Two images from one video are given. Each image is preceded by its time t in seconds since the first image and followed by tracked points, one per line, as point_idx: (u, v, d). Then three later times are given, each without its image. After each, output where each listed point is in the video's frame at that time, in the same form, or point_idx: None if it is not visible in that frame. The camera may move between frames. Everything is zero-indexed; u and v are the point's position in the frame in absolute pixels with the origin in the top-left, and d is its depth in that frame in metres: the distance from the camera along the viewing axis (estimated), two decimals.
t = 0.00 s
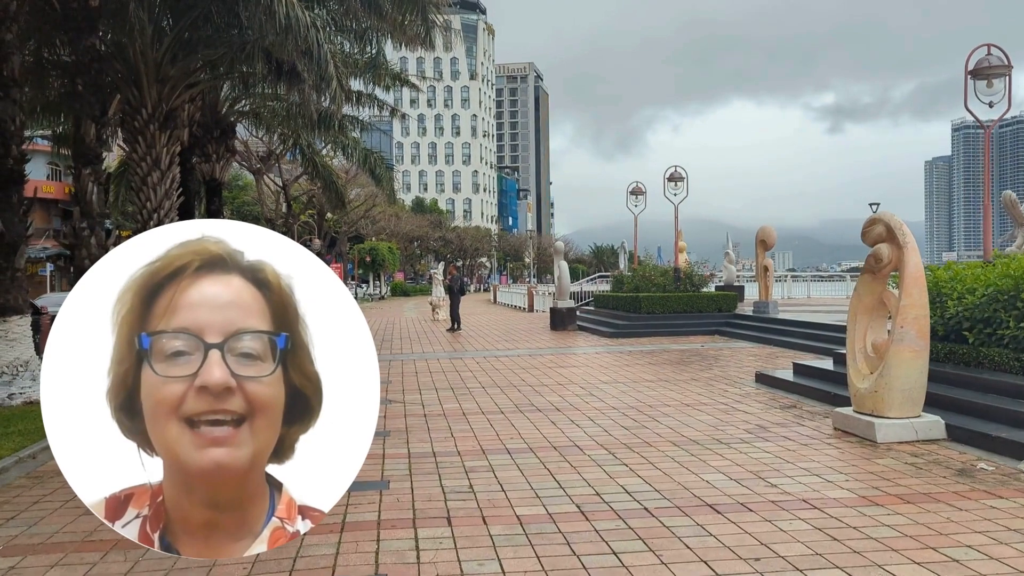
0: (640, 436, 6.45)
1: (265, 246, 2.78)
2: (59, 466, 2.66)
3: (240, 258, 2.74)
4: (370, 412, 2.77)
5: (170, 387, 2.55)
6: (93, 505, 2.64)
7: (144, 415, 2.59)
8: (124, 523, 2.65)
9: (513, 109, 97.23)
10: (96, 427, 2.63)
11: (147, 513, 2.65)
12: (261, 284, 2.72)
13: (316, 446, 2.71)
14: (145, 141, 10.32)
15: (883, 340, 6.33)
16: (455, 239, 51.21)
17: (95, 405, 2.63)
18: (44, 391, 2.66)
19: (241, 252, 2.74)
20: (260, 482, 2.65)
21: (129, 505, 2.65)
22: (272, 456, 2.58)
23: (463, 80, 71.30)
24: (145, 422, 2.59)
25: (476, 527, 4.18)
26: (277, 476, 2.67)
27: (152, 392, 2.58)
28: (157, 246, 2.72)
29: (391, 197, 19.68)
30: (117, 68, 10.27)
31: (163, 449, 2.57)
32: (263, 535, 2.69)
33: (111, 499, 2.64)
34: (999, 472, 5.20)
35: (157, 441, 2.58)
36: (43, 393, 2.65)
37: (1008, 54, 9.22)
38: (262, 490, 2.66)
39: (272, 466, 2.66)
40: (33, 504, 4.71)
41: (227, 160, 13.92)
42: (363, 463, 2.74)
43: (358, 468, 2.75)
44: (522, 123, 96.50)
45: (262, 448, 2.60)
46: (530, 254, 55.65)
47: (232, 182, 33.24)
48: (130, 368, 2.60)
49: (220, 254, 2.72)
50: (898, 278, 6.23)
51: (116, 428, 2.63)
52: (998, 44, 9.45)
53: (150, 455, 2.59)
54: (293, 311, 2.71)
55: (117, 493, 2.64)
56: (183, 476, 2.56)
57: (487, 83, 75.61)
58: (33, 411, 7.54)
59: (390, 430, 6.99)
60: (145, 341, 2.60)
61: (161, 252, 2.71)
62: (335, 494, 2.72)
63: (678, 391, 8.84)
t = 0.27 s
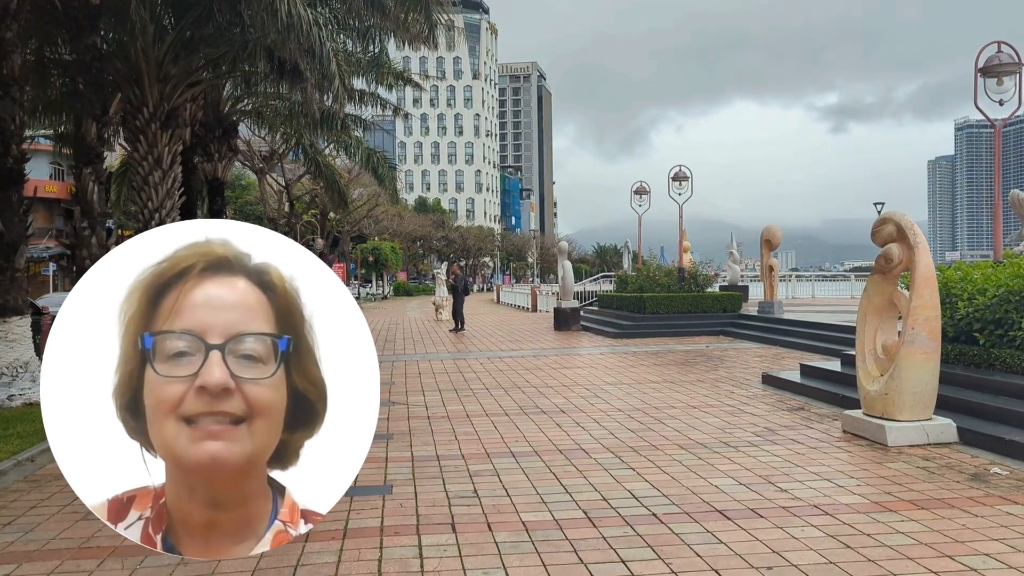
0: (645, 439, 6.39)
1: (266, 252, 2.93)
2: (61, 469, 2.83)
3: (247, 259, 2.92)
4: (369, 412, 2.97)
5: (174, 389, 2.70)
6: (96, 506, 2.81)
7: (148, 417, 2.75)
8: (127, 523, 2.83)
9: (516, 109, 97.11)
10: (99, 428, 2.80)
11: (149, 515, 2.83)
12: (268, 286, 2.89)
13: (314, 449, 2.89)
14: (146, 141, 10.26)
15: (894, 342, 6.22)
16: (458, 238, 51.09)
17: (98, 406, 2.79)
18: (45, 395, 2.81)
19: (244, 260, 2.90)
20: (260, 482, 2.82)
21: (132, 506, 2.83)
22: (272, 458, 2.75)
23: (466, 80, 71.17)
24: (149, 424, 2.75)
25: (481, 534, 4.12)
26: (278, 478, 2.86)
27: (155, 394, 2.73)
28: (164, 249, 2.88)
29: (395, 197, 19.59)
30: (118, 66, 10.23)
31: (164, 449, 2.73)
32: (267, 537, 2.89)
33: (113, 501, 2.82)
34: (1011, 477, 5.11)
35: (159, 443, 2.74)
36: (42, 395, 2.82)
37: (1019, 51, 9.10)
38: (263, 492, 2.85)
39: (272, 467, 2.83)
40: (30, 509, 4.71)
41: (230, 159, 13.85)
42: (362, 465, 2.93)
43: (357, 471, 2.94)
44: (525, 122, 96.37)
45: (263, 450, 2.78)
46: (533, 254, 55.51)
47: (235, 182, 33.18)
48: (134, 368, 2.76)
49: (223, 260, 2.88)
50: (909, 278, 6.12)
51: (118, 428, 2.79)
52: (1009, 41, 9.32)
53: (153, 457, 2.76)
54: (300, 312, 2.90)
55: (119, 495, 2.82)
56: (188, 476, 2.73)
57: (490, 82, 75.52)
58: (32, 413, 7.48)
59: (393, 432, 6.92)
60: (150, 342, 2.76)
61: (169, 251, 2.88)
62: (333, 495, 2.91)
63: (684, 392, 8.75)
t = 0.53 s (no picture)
0: (650, 443, 6.31)
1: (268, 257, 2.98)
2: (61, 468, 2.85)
3: (250, 260, 2.97)
4: (370, 414, 3.03)
5: (178, 392, 2.74)
6: (96, 506, 2.85)
7: (151, 418, 2.79)
8: (127, 522, 2.87)
9: (518, 110, 97.04)
10: (99, 430, 2.84)
11: (150, 514, 2.87)
12: (272, 289, 2.94)
13: (314, 450, 2.92)
14: (148, 141, 10.19)
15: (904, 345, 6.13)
16: (460, 239, 50.99)
17: (98, 408, 2.83)
18: (45, 395, 2.83)
19: (247, 264, 2.95)
20: (260, 482, 2.87)
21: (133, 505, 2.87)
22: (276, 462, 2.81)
23: (469, 80, 71.08)
24: (151, 425, 2.79)
25: (484, 542, 4.07)
26: (277, 478, 2.88)
27: (158, 396, 2.78)
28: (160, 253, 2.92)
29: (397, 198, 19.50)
30: (119, 67, 10.18)
31: (166, 450, 2.77)
32: (265, 535, 2.92)
33: (113, 499, 2.86)
34: None
35: (161, 447, 2.78)
36: (42, 392, 2.84)
37: None
38: (263, 492, 2.88)
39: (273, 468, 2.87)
40: (26, 515, 4.74)
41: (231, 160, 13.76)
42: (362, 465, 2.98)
43: (358, 469, 3.00)
44: (527, 123, 96.28)
45: (267, 457, 2.83)
46: (535, 255, 55.41)
47: (237, 182, 33.10)
48: (136, 376, 2.80)
49: (226, 265, 2.92)
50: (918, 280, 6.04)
51: (118, 431, 2.83)
52: (1019, 40, 9.21)
53: (153, 458, 2.79)
54: (301, 316, 2.95)
55: (120, 493, 2.85)
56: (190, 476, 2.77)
57: (492, 83, 75.46)
58: (30, 416, 7.42)
59: (395, 436, 6.84)
60: (153, 348, 2.80)
61: (168, 249, 2.94)
62: (331, 495, 2.95)
63: (688, 395, 8.65)
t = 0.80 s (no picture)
0: (653, 446, 6.21)
1: (266, 245, 2.83)
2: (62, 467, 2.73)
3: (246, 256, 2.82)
4: (368, 411, 2.84)
5: (176, 383, 2.60)
6: (96, 504, 2.71)
7: (148, 411, 2.65)
8: (126, 520, 2.73)
9: (518, 110, 97.05)
10: (99, 427, 2.71)
11: (149, 512, 2.73)
12: (267, 281, 2.78)
13: (316, 444, 2.77)
14: (146, 141, 10.12)
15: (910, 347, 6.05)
16: (461, 240, 50.98)
17: (99, 405, 2.70)
18: (44, 391, 2.71)
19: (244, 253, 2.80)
20: (260, 477, 2.72)
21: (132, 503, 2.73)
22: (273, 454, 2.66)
23: (469, 81, 71.05)
24: (149, 418, 2.65)
25: (484, 549, 3.99)
26: (277, 474, 2.74)
27: (155, 387, 2.64)
28: (157, 248, 2.79)
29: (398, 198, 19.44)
30: (117, 65, 10.08)
31: (165, 443, 2.63)
32: (265, 532, 2.78)
33: (114, 497, 2.73)
34: None
35: (160, 440, 2.65)
36: (42, 389, 2.72)
37: None
38: (262, 486, 2.74)
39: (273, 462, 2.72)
40: (18, 521, 4.73)
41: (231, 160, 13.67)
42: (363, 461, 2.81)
43: (354, 474, 2.83)
44: (528, 124, 96.30)
45: (267, 443, 2.68)
46: (536, 255, 55.40)
47: (236, 183, 33.06)
48: (135, 366, 2.66)
49: (225, 254, 2.79)
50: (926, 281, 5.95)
51: (118, 426, 2.69)
52: None
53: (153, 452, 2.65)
54: (299, 305, 2.79)
55: (119, 491, 2.72)
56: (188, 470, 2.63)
57: (493, 83, 75.46)
58: (26, 418, 7.36)
59: (394, 438, 6.76)
60: (152, 338, 2.66)
61: (164, 249, 2.79)
62: (334, 492, 2.80)
63: (691, 397, 8.57)
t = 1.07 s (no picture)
0: (652, 449, 6.12)
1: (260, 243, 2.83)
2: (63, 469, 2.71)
3: (239, 254, 2.81)
4: (369, 411, 2.83)
5: (173, 382, 2.59)
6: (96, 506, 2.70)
7: (146, 411, 2.63)
8: (126, 522, 2.72)
9: (515, 111, 97.01)
10: (99, 427, 2.69)
11: (149, 512, 2.72)
12: (261, 279, 2.77)
13: (315, 442, 2.77)
14: (140, 140, 10.02)
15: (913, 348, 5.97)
16: (457, 241, 50.89)
17: (100, 406, 2.68)
18: (44, 392, 2.68)
19: (237, 253, 2.80)
20: (260, 477, 2.71)
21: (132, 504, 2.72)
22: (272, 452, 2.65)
23: (466, 82, 70.96)
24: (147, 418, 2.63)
25: (480, 555, 3.89)
26: (277, 475, 2.74)
27: (152, 386, 2.62)
28: (154, 247, 2.77)
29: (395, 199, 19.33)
30: (111, 63, 9.99)
31: (164, 443, 2.62)
32: (266, 534, 2.78)
33: (114, 499, 2.71)
34: None
35: (159, 440, 2.63)
36: (43, 390, 2.68)
37: None
38: (262, 486, 2.74)
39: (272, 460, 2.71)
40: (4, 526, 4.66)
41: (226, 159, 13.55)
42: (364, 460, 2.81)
43: (354, 474, 2.82)
44: (525, 125, 96.25)
45: (265, 440, 2.67)
46: (533, 257, 55.34)
47: (232, 183, 32.89)
48: (133, 368, 2.64)
49: (219, 253, 2.78)
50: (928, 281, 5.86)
51: (117, 427, 2.67)
52: None
53: (151, 453, 2.64)
54: (294, 302, 2.78)
55: (119, 493, 2.70)
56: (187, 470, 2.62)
57: (490, 84, 75.41)
58: (15, 420, 7.26)
59: (389, 441, 6.65)
60: (147, 337, 2.64)
61: (159, 250, 2.76)
62: (335, 491, 2.79)
63: (689, 399, 8.47)
